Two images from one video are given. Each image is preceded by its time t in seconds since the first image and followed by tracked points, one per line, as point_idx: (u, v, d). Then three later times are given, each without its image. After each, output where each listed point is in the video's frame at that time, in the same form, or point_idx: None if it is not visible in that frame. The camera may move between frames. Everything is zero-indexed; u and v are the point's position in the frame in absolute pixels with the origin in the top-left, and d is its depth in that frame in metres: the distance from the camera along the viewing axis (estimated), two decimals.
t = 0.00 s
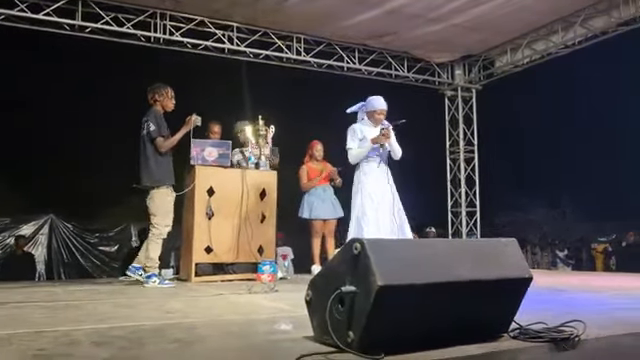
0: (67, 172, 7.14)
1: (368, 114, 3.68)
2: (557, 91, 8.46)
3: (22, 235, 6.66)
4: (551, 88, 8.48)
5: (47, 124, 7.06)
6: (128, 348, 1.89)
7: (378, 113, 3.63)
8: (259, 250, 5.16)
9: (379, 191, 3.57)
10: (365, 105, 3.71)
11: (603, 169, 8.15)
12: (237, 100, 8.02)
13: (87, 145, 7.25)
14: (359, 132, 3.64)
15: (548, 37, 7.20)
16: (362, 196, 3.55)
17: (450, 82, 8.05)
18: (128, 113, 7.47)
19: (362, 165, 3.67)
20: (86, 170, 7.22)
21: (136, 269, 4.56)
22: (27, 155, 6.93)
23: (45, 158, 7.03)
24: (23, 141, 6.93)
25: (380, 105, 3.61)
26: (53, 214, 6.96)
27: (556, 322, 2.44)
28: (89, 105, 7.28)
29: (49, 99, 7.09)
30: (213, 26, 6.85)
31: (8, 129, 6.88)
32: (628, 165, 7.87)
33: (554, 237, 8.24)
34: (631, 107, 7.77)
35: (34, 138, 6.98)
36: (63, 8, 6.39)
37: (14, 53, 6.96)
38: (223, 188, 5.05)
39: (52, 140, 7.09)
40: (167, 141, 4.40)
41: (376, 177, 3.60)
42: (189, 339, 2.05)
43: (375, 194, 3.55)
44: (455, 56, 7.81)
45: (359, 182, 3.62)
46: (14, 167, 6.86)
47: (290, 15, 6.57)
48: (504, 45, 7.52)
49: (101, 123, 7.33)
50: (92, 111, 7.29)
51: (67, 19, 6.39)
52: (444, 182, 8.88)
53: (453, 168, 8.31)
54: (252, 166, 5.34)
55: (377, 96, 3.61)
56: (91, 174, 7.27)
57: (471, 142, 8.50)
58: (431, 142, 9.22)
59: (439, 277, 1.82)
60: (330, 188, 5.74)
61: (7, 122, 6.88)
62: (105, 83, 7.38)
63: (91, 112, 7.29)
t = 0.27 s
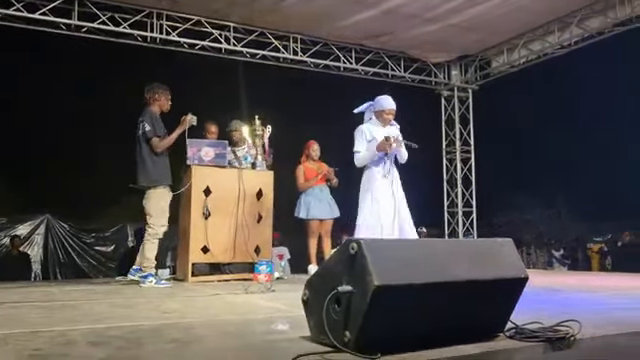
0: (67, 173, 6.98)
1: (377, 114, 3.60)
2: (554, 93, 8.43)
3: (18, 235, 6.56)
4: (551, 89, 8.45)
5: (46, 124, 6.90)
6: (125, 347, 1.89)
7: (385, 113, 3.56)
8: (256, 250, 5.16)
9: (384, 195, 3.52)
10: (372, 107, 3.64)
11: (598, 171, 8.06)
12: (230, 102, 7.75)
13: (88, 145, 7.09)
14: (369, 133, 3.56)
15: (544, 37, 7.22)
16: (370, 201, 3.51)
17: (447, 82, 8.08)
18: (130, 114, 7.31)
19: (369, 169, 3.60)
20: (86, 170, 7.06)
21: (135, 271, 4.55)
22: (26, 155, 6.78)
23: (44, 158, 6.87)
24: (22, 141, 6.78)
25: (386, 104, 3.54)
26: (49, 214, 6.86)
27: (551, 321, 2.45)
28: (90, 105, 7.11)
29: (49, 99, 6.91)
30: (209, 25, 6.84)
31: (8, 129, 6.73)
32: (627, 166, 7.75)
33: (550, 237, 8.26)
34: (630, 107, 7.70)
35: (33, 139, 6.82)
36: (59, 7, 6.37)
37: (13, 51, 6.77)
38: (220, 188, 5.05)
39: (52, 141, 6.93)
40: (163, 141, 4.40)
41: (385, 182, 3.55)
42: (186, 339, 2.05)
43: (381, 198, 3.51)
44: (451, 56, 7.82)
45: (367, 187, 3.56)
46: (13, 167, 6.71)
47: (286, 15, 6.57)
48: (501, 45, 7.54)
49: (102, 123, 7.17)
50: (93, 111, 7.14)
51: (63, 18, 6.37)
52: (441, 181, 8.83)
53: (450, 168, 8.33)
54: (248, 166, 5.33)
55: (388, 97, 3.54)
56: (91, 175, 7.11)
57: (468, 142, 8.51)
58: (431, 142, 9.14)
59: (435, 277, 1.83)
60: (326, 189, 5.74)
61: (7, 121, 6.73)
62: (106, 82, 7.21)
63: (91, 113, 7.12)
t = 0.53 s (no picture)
0: (70, 173, 6.77)
1: (398, 116, 3.77)
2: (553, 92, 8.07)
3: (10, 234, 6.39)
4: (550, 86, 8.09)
5: (48, 123, 6.67)
6: (119, 347, 1.89)
7: (406, 115, 3.72)
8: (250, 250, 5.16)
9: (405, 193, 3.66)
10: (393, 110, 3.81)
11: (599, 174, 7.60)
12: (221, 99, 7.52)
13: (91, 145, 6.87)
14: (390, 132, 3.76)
15: (538, 37, 7.25)
16: (388, 195, 3.68)
17: (441, 82, 8.15)
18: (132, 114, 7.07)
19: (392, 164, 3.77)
20: (88, 171, 6.85)
21: (128, 274, 4.53)
22: (27, 155, 6.53)
23: (46, 159, 6.64)
24: (23, 141, 6.54)
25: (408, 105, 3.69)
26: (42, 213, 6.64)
27: (544, 321, 2.46)
28: (93, 106, 6.86)
29: (51, 99, 6.67)
30: (204, 25, 6.84)
31: (8, 128, 6.48)
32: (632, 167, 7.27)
33: (544, 237, 8.26)
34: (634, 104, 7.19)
35: (35, 138, 6.59)
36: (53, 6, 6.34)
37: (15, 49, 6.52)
38: (214, 188, 5.05)
39: (53, 141, 6.70)
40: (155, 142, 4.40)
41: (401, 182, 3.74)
42: (179, 338, 2.05)
43: (400, 193, 3.66)
44: (446, 56, 7.84)
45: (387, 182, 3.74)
46: (14, 167, 6.49)
47: (281, 15, 6.58)
48: (495, 45, 7.56)
49: (105, 124, 6.93)
50: (97, 112, 6.90)
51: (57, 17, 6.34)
52: (436, 181, 8.78)
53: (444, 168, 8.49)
54: (243, 166, 5.33)
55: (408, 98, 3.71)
56: (95, 175, 6.91)
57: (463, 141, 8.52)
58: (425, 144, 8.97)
59: (428, 277, 1.83)
60: (320, 189, 5.74)
61: (8, 121, 6.48)
62: (111, 83, 6.97)
63: (95, 113, 6.89)
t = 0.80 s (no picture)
0: (69, 173, 6.77)
1: (413, 110, 3.63)
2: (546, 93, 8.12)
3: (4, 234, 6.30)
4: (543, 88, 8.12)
5: (47, 123, 6.67)
6: (113, 347, 1.89)
7: (423, 110, 3.58)
8: (245, 250, 5.16)
9: (421, 192, 3.53)
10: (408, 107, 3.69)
11: (593, 174, 7.79)
12: (216, 99, 7.48)
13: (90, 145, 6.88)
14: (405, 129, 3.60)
15: (532, 39, 7.29)
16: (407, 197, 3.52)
17: (436, 83, 8.11)
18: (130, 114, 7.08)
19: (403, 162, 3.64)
20: (86, 170, 6.86)
21: (121, 276, 4.52)
22: (25, 155, 6.53)
23: (45, 159, 6.65)
24: (22, 141, 6.54)
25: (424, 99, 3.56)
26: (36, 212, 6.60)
27: (538, 321, 2.47)
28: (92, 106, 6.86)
29: (49, 100, 6.66)
30: (199, 25, 6.83)
31: (6, 128, 6.48)
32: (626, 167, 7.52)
33: (538, 237, 8.22)
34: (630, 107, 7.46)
35: (34, 138, 6.59)
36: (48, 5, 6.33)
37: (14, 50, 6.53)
38: (209, 188, 5.04)
39: (52, 140, 6.70)
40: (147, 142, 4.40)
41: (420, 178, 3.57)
42: (174, 338, 2.06)
43: (418, 193, 3.52)
44: (441, 58, 7.86)
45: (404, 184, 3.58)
46: (13, 168, 6.48)
47: (276, 16, 6.58)
48: (490, 47, 7.59)
49: (103, 124, 6.92)
50: (96, 112, 6.90)
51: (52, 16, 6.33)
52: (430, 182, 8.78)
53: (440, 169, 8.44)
54: (238, 165, 5.33)
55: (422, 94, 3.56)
56: (93, 174, 6.91)
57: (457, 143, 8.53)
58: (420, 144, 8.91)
59: (423, 278, 1.84)
60: (315, 189, 5.75)
61: (6, 121, 6.48)
62: (110, 83, 6.97)
63: (93, 113, 6.88)
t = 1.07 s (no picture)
0: (65, 173, 6.65)
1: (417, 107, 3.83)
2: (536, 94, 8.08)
3: None
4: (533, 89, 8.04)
5: (48, 123, 6.54)
6: (104, 347, 1.89)
7: (425, 104, 3.77)
8: (237, 250, 5.15)
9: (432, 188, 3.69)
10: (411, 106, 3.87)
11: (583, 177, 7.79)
12: (209, 99, 7.45)
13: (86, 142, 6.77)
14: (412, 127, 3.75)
15: (525, 42, 7.32)
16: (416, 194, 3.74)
17: (429, 85, 8.16)
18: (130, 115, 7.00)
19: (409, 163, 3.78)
20: (83, 171, 6.75)
21: (111, 277, 4.51)
22: (23, 155, 6.40)
23: (42, 159, 6.50)
24: (19, 141, 6.40)
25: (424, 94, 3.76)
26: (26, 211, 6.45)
27: (528, 321, 2.49)
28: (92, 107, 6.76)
29: (51, 100, 6.55)
30: (192, 24, 6.82)
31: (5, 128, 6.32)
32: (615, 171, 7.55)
33: (529, 239, 8.31)
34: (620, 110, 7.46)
35: (31, 139, 6.45)
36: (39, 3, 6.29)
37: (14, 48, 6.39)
38: (201, 187, 5.03)
39: (49, 141, 6.56)
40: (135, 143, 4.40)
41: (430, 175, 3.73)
42: (165, 338, 2.05)
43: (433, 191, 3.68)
44: (433, 59, 7.89)
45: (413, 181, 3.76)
46: (10, 168, 6.33)
47: (269, 16, 6.58)
48: (482, 49, 7.63)
49: (103, 124, 6.84)
50: (94, 111, 6.79)
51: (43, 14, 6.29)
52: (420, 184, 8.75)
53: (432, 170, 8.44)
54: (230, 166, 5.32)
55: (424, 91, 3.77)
56: (91, 174, 6.80)
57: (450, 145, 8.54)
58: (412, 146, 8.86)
59: (415, 278, 1.84)
60: (307, 189, 5.75)
61: (6, 120, 6.33)
62: (108, 84, 6.87)
63: (91, 113, 6.78)
